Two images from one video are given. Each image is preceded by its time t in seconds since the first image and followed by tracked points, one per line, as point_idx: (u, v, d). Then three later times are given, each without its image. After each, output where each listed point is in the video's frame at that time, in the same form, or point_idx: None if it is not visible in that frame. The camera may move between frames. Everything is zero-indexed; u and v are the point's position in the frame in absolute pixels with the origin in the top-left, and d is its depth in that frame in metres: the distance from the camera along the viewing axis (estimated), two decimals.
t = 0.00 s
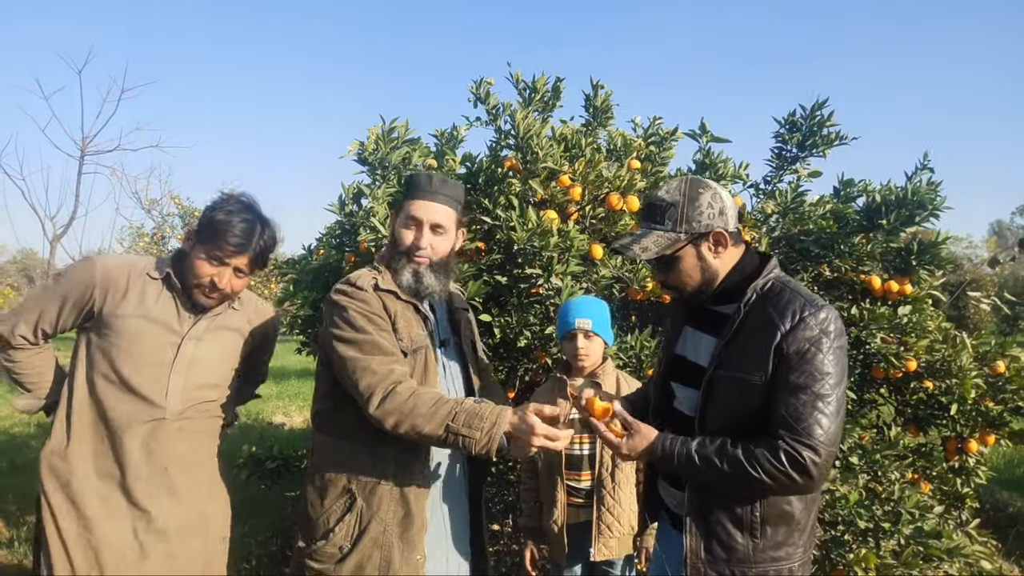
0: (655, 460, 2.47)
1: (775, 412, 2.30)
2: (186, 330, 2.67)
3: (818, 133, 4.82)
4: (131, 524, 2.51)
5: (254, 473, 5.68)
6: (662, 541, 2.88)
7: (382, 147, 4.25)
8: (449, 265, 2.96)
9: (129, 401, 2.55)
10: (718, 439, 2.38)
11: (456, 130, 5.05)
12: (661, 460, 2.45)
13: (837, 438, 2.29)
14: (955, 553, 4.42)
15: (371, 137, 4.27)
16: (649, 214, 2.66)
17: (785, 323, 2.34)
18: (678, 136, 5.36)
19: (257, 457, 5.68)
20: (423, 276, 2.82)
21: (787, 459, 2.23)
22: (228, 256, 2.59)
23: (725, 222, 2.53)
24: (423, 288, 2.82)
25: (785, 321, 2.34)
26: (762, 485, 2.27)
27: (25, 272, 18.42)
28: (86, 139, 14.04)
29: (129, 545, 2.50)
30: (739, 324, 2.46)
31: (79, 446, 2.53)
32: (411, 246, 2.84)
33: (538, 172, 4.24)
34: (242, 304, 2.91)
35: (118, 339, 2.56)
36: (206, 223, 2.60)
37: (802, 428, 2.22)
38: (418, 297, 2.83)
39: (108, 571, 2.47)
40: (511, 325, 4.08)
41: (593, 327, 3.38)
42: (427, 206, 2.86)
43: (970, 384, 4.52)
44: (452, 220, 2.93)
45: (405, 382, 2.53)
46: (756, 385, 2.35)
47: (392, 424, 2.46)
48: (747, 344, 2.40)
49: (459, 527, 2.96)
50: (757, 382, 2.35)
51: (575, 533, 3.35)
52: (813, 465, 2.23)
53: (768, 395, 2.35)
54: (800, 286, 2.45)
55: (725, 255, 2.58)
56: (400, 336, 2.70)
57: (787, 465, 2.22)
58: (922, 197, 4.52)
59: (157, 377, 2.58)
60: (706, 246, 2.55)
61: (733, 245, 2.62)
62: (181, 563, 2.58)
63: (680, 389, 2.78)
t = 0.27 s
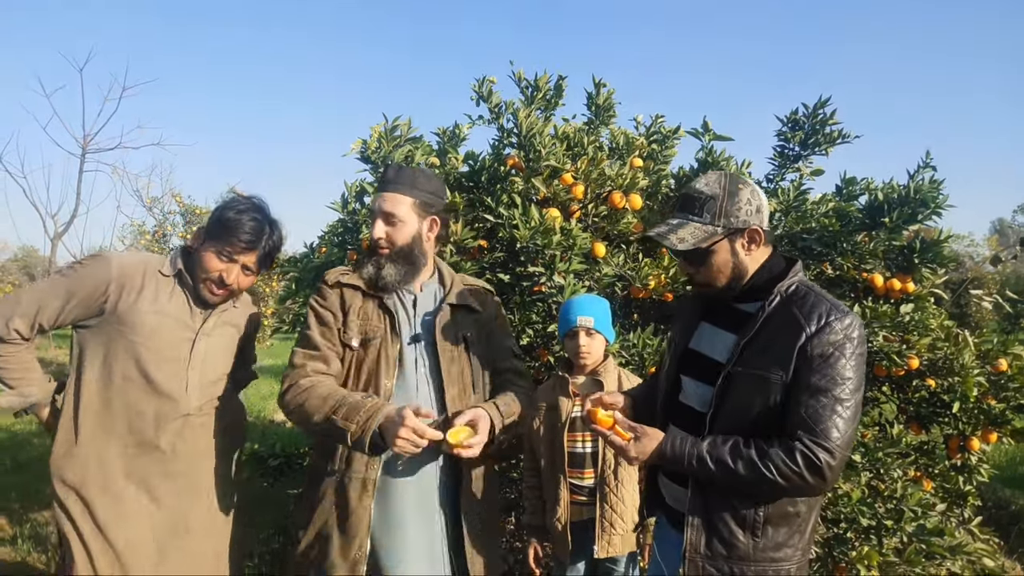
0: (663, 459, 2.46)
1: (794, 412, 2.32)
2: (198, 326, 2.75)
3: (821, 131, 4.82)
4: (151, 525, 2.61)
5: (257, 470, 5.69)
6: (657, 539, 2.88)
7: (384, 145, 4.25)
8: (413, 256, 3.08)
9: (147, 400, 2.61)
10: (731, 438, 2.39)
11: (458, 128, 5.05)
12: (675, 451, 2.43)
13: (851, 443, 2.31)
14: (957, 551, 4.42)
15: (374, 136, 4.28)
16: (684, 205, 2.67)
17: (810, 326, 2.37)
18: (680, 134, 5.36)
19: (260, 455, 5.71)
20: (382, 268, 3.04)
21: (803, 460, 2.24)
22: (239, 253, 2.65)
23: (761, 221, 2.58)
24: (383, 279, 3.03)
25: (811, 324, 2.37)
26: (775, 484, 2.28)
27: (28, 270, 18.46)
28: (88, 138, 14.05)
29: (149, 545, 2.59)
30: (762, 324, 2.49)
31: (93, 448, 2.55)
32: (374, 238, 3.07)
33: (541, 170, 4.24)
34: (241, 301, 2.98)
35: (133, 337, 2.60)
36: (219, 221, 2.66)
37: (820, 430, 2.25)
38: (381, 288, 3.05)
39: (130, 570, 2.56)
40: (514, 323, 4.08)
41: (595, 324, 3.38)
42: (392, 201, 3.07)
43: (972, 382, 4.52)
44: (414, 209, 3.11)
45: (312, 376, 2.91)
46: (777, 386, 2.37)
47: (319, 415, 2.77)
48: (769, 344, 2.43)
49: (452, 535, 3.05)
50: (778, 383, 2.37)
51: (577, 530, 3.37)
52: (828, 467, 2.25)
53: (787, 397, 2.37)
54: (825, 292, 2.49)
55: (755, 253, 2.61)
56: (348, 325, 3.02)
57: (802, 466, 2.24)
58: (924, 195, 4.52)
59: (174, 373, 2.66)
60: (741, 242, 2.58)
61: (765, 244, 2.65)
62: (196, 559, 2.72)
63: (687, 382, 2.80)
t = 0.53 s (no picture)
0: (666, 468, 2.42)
1: (803, 421, 2.32)
2: (203, 326, 2.78)
3: (822, 133, 4.81)
4: (181, 523, 2.67)
5: (258, 474, 5.69)
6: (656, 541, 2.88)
7: (385, 149, 4.25)
8: (402, 262, 2.98)
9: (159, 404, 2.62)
10: (736, 446, 2.39)
11: (459, 132, 5.05)
12: (682, 458, 2.39)
13: (858, 452, 2.33)
14: (960, 555, 4.40)
15: (375, 139, 4.28)
16: (705, 202, 2.66)
17: (822, 334, 2.37)
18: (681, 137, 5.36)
19: (261, 459, 5.72)
20: (370, 275, 2.95)
21: (811, 469, 2.25)
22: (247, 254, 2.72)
23: (780, 225, 2.60)
24: (369, 286, 2.93)
25: (822, 332, 2.38)
26: (781, 492, 2.28)
27: (31, 275, 18.49)
28: (90, 142, 14.08)
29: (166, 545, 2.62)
30: (773, 330, 2.49)
31: (110, 460, 2.54)
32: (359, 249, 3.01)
33: (542, 174, 4.24)
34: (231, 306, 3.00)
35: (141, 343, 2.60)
36: (219, 225, 2.70)
37: (829, 439, 2.25)
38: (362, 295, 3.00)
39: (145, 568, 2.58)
40: (515, 327, 4.07)
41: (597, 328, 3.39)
42: (372, 208, 2.96)
43: (975, 385, 4.51)
44: (394, 214, 2.99)
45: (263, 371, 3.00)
46: (786, 394, 2.38)
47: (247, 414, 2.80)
48: (780, 351, 2.44)
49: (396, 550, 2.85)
50: (788, 390, 2.38)
51: (578, 535, 3.35)
52: (834, 476, 2.26)
53: (796, 405, 2.38)
54: (835, 301, 2.50)
55: (771, 259, 2.62)
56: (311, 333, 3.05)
57: (809, 475, 2.25)
58: (926, 198, 4.52)
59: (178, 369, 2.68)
60: (760, 245, 2.58)
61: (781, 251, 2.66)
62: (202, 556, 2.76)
63: (689, 383, 2.80)
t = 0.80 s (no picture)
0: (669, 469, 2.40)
1: (806, 420, 2.32)
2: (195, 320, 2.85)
3: (823, 132, 4.80)
4: (184, 523, 2.66)
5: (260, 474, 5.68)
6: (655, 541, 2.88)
7: (385, 148, 4.25)
8: (368, 265, 2.98)
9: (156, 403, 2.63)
10: (740, 446, 2.38)
11: (460, 131, 5.04)
12: (685, 459, 2.37)
13: (861, 450, 2.33)
14: (962, 554, 4.40)
15: (374, 138, 4.28)
16: (705, 200, 2.66)
17: (824, 332, 2.37)
18: (682, 136, 5.35)
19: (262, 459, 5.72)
20: (336, 277, 2.99)
21: (815, 468, 2.25)
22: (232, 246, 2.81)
23: (781, 224, 2.59)
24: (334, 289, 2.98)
25: (824, 330, 2.38)
26: (787, 491, 2.28)
27: (33, 273, 18.51)
28: (90, 142, 14.09)
29: (173, 539, 2.61)
30: (774, 329, 2.48)
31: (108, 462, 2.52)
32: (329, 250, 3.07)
33: (542, 173, 4.24)
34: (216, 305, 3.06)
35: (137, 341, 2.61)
36: (197, 221, 2.78)
37: (833, 437, 2.25)
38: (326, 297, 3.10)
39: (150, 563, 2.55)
40: (515, 326, 4.07)
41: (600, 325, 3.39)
42: (344, 209, 2.99)
43: (976, 384, 4.50)
44: (365, 216, 3.01)
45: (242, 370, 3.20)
46: (788, 392, 2.37)
47: (202, 400, 2.68)
48: (782, 350, 2.43)
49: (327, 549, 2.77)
50: (790, 389, 2.37)
51: (579, 535, 3.36)
52: (839, 475, 2.26)
53: (798, 403, 2.37)
54: (835, 300, 2.51)
55: (771, 257, 2.62)
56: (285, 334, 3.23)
57: (814, 474, 2.25)
58: (927, 197, 4.50)
59: (173, 366, 2.72)
60: (761, 244, 2.57)
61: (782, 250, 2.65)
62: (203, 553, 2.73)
63: (688, 382, 2.79)
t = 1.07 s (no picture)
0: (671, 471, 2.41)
1: (808, 421, 2.32)
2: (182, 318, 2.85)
3: (825, 135, 4.80)
4: (175, 525, 2.64)
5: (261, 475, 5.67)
6: (659, 543, 2.88)
7: (388, 150, 4.25)
8: (360, 269, 2.84)
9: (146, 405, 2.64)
10: (741, 449, 2.38)
11: (461, 132, 5.04)
12: (686, 462, 2.38)
13: (863, 451, 2.33)
14: (963, 557, 4.40)
15: (377, 140, 4.28)
16: (704, 199, 2.65)
17: (824, 333, 2.37)
18: (684, 138, 5.34)
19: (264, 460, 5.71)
20: (325, 281, 2.84)
21: (817, 469, 2.25)
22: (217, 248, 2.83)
23: (778, 224, 2.60)
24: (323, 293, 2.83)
25: (824, 330, 2.38)
26: (789, 493, 2.28)
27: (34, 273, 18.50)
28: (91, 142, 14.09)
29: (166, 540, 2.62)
30: (774, 330, 2.48)
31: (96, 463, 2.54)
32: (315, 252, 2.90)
33: (544, 175, 4.24)
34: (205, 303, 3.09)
35: (123, 343, 2.64)
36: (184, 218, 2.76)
37: (834, 438, 2.25)
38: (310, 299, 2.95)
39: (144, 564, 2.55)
40: (517, 328, 4.05)
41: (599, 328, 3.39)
42: (333, 213, 2.83)
43: (978, 387, 4.50)
44: (356, 220, 2.86)
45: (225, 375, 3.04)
46: (789, 393, 2.37)
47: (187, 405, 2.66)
48: (782, 351, 2.43)
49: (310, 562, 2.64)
50: (791, 390, 2.37)
51: (581, 537, 3.35)
52: (841, 476, 2.26)
53: (800, 404, 2.38)
54: (835, 300, 2.51)
55: (770, 257, 2.62)
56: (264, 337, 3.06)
57: (816, 475, 2.25)
58: (929, 200, 4.50)
59: (162, 365, 2.72)
60: (759, 244, 2.58)
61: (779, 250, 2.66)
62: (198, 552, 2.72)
63: (690, 385, 2.79)
